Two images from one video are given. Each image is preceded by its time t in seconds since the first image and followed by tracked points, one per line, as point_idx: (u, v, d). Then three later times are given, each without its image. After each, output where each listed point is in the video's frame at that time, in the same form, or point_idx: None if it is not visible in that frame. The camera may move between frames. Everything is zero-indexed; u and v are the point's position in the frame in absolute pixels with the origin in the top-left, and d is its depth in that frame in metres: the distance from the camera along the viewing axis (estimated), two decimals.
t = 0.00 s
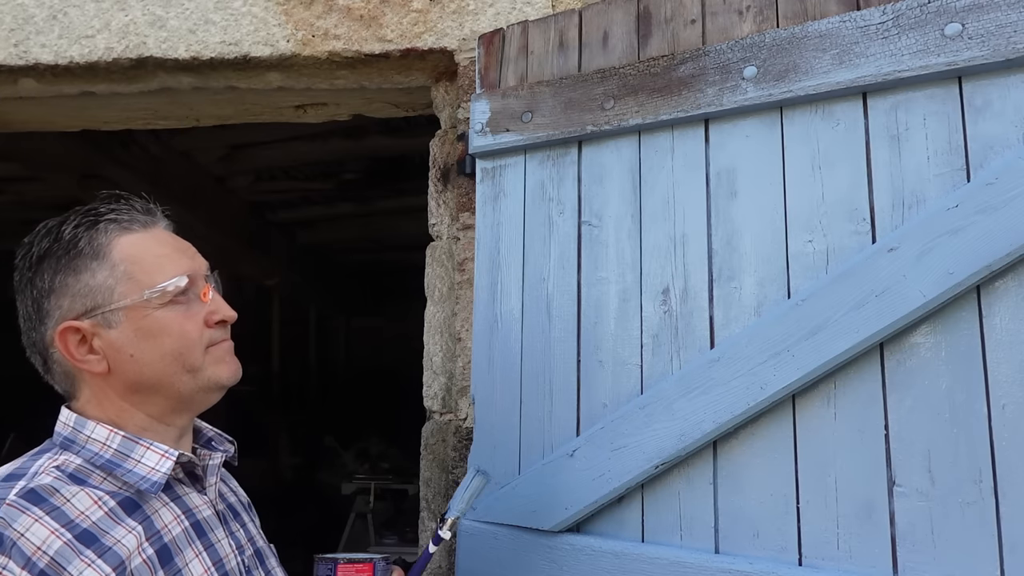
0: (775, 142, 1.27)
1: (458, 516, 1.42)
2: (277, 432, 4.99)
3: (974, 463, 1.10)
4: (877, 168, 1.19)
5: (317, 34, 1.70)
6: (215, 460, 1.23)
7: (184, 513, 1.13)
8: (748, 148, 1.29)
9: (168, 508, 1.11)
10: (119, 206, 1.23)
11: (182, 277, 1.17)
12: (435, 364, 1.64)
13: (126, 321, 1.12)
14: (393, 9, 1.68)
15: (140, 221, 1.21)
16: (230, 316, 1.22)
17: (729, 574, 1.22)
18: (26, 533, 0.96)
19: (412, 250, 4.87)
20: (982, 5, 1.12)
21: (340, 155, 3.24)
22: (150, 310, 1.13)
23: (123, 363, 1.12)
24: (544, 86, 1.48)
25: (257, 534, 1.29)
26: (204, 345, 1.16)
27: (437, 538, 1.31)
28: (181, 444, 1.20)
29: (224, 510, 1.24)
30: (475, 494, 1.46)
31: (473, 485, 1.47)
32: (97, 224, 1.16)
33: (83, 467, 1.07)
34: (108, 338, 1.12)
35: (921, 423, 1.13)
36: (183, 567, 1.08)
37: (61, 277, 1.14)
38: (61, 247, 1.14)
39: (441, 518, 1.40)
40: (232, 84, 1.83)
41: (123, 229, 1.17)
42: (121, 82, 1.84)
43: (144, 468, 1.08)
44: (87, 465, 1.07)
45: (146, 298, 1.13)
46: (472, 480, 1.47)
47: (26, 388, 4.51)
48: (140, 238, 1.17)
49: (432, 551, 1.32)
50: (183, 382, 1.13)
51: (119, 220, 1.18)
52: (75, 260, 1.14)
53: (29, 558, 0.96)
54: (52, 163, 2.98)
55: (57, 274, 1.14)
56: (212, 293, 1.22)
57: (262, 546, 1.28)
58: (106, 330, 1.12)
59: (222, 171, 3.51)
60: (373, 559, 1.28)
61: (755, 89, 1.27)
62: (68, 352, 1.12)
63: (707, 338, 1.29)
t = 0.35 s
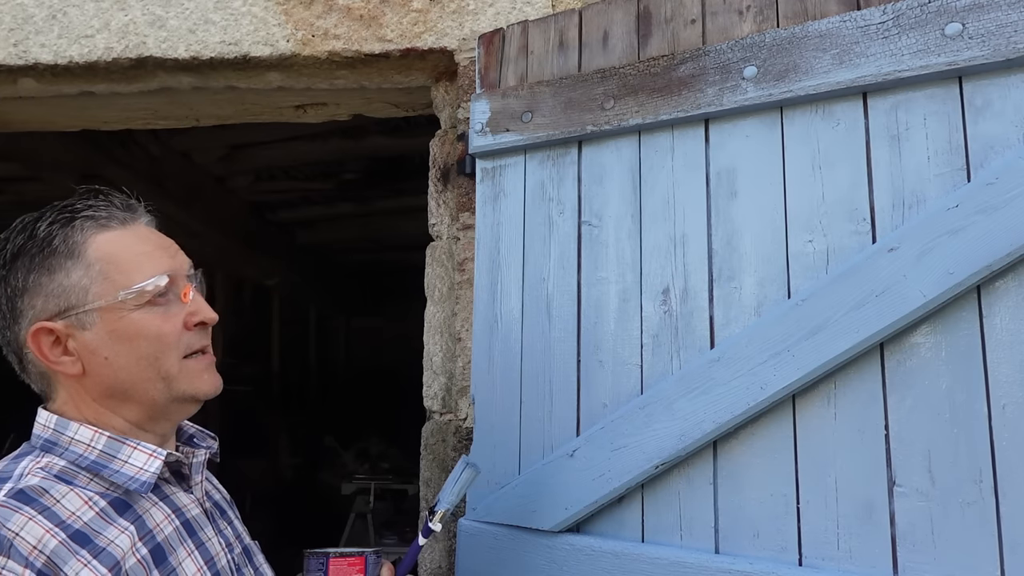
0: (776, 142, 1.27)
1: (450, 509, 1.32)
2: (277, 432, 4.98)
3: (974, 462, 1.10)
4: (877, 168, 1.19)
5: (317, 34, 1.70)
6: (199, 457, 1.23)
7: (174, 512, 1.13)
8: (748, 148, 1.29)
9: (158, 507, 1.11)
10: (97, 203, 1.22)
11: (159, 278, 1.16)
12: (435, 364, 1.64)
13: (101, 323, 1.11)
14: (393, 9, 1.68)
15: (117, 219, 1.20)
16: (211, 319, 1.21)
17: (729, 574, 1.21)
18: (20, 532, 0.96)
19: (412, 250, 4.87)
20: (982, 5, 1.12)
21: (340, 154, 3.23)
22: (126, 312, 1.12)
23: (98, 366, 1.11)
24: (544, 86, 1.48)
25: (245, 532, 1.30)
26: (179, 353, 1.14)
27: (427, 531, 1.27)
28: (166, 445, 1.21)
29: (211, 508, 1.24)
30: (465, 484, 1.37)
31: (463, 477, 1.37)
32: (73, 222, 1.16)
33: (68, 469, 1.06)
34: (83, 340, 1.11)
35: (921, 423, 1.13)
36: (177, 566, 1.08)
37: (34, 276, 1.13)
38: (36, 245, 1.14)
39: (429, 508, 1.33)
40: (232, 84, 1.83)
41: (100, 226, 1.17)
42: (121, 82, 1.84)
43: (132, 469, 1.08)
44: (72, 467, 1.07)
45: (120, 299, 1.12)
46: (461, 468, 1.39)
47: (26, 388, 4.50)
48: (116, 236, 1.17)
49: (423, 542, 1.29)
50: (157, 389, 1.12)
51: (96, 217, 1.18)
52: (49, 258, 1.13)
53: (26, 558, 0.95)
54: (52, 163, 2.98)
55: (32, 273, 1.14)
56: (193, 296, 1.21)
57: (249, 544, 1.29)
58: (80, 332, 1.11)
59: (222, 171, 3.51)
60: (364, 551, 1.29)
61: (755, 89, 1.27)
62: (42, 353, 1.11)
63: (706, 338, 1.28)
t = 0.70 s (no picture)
0: (775, 142, 1.27)
1: (455, 504, 1.28)
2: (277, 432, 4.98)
3: (974, 462, 1.10)
4: (877, 168, 1.19)
5: (317, 34, 1.70)
6: (200, 458, 1.25)
7: (169, 508, 1.13)
8: (748, 147, 1.29)
9: (152, 504, 1.11)
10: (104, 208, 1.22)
11: (109, 295, 1.11)
12: (435, 364, 1.63)
13: (59, 332, 1.12)
14: (393, 9, 1.67)
15: (106, 227, 1.17)
16: (167, 341, 1.12)
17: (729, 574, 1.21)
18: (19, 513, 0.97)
19: (412, 250, 4.87)
20: (982, 5, 1.12)
21: (340, 155, 3.23)
22: (74, 326, 1.11)
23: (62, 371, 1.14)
24: (544, 86, 1.48)
25: (246, 535, 1.29)
26: (120, 375, 1.10)
27: (431, 530, 1.17)
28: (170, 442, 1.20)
29: (211, 509, 1.24)
30: (469, 484, 1.36)
31: (465, 476, 1.35)
32: (64, 226, 1.17)
33: (65, 462, 1.08)
34: (52, 344, 1.14)
35: (921, 423, 1.13)
36: (171, 560, 1.07)
37: (36, 277, 1.19)
38: (41, 246, 1.20)
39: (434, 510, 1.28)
40: (232, 84, 1.83)
41: (85, 235, 1.15)
42: (121, 82, 1.84)
43: (126, 465, 1.09)
44: (70, 462, 1.08)
45: (71, 312, 1.11)
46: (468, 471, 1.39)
47: (26, 388, 4.50)
48: (95, 246, 1.14)
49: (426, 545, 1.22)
50: (100, 405, 1.11)
51: (85, 225, 1.17)
52: (44, 263, 1.18)
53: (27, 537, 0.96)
54: (52, 163, 2.98)
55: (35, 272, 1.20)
56: (154, 312, 1.13)
57: (251, 546, 1.29)
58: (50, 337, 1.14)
59: (222, 171, 3.51)
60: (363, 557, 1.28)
61: (755, 88, 1.27)
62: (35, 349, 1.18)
63: (707, 339, 1.28)
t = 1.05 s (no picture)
0: (775, 142, 1.27)
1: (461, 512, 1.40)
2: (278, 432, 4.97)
3: (974, 462, 1.10)
4: (877, 168, 1.19)
5: (317, 34, 1.70)
6: (214, 459, 1.26)
7: (175, 508, 1.13)
8: (748, 148, 1.29)
9: (159, 503, 1.11)
10: (124, 214, 1.23)
11: (124, 296, 1.12)
12: (435, 364, 1.64)
13: (76, 332, 1.13)
14: (393, 9, 1.68)
15: (124, 231, 1.18)
16: (179, 344, 1.13)
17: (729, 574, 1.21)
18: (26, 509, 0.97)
19: (412, 250, 4.87)
20: (982, 5, 1.12)
21: (340, 154, 3.23)
22: (89, 326, 1.12)
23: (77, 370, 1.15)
24: (544, 86, 1.48)
25: (257, 536, 1.29)
26: (131, 376, 1.11)
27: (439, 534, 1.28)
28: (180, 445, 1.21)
29: (220, 509, 1.23)
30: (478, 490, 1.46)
31: (474, 481, 1.46)
32: (84, 231, 1.18)
33: (77, 460, 1.08)
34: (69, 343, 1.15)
35: (921, 423, 1.13)
36: (175, 559, 1.07)
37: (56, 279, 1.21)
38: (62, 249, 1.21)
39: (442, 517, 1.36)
40: (232, 84, 1.83)
41: (103, 238, 1.17)
42: (121, 82, 1.84)
43: (133, 465, 1.09)
44: (81, 459, 1.09)
45: (86, 313, 1.12)
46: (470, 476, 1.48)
47: (26, 388, 4.50)
48: (112, 249, 1.16)
49: (435, 548, 1.30)
50: (113, 405, 1.12)
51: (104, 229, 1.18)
52: (64, 265, 1.19)
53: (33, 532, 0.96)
54: (51, 163, 2.98)
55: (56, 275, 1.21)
56: (165, 315, 1.13)
57: (261, 548, 1.28)
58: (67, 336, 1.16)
59: (222, 171, 3.51)
60: (375, 557, 1.29)
61: (755, 88, 1.27)
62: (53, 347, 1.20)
63: (707, 339, 1.28)
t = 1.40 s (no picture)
0: (775, 142, 1.27)
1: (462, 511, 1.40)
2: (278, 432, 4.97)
3: (973, 462, 1.10)
4: (877, 169, 1.19)
5: (317, 34, 1.70)
6: (215, 459, 1.26)
7: (174, 511, 1.13)
8: (748, 148, 1.29)
9: (157, 506, 1.11)
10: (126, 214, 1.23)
11: (129, 297, 1.12)
12: (435, 364, 1.64)
13: (79, 333, 1.13)
14: (393, 9, 1.68)
15: (126, 232, 1.18)
16: (183, 344, 1.13)
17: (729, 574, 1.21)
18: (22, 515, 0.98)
19: (412, 250, 4.87)
20: (982, 5, 1.12)
21: (340, 155, 3.24)
22: (93, 327, 1.11)
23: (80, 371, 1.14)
24: (544, 86, 1.48)
25: (258, 536, 1.28)
26: (137, 376, 1.11)
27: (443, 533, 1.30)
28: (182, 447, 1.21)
29: (221, 510, 1.23)
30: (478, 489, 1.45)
31: (475, 480, 1.46)
32: (86, 231, 1.18)
33: (75, 464, 1.09)
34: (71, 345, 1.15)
35: (921, 423, 1.13)
36: (173, 562, 1.07)
37: (57, 278, 1.21)
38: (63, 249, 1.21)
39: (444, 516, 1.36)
40: (232, 85, 1.83)
41: (106, 238, 1.17)
42: (121, 82, 1.84)
43: (131, 468, 1.09)
44: (80, 462, 1.09)
45: (91, 313, 1.11)
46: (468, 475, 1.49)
47: (26, 388, 4.49)
48: (115, 250, 1.16)
49: (437, 547, 1.31)
50: (117, 406, 1.12)
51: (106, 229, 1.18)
52: (66, 264, 1.19)
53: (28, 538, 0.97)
54: (51, 163, 2.98)
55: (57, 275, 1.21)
56: (170, 316, 1.13)
57: (262, 548, 1.27)
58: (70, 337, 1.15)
59: (222, 171, 3.51)
60: (376, 556, 1.29)
61: (755, 88, 1.27)
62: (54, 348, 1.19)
63: (707, 338, 1.29)
